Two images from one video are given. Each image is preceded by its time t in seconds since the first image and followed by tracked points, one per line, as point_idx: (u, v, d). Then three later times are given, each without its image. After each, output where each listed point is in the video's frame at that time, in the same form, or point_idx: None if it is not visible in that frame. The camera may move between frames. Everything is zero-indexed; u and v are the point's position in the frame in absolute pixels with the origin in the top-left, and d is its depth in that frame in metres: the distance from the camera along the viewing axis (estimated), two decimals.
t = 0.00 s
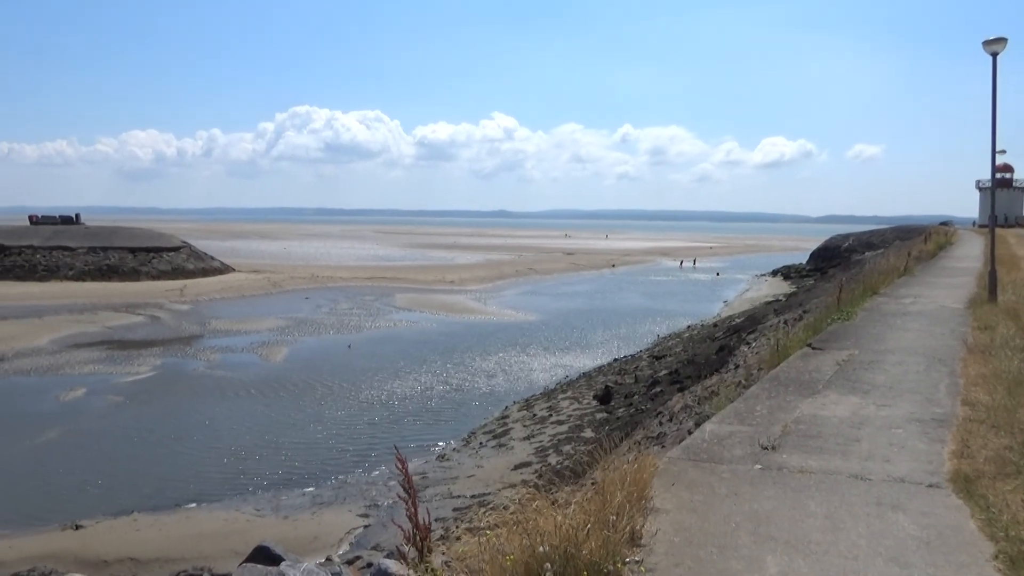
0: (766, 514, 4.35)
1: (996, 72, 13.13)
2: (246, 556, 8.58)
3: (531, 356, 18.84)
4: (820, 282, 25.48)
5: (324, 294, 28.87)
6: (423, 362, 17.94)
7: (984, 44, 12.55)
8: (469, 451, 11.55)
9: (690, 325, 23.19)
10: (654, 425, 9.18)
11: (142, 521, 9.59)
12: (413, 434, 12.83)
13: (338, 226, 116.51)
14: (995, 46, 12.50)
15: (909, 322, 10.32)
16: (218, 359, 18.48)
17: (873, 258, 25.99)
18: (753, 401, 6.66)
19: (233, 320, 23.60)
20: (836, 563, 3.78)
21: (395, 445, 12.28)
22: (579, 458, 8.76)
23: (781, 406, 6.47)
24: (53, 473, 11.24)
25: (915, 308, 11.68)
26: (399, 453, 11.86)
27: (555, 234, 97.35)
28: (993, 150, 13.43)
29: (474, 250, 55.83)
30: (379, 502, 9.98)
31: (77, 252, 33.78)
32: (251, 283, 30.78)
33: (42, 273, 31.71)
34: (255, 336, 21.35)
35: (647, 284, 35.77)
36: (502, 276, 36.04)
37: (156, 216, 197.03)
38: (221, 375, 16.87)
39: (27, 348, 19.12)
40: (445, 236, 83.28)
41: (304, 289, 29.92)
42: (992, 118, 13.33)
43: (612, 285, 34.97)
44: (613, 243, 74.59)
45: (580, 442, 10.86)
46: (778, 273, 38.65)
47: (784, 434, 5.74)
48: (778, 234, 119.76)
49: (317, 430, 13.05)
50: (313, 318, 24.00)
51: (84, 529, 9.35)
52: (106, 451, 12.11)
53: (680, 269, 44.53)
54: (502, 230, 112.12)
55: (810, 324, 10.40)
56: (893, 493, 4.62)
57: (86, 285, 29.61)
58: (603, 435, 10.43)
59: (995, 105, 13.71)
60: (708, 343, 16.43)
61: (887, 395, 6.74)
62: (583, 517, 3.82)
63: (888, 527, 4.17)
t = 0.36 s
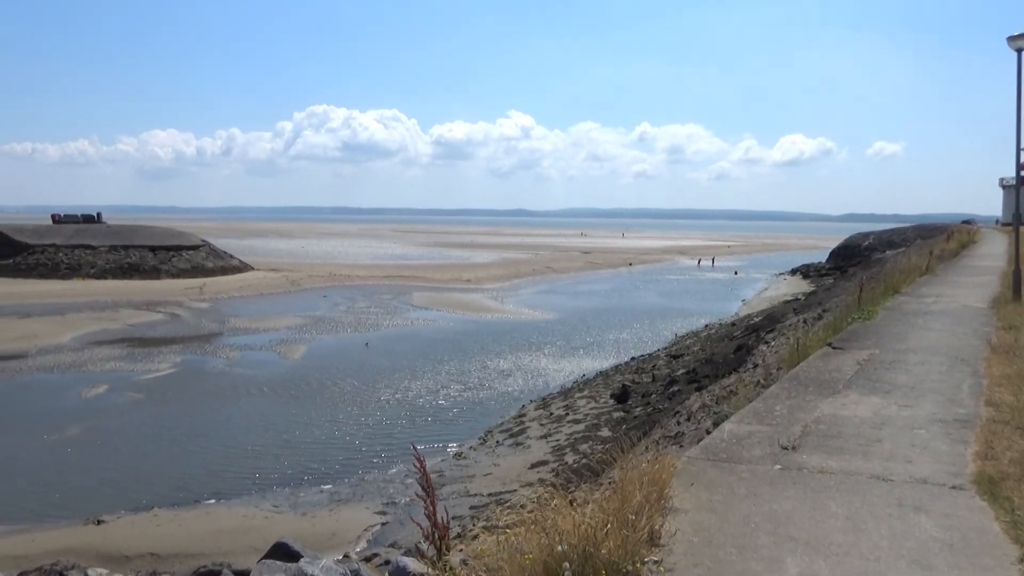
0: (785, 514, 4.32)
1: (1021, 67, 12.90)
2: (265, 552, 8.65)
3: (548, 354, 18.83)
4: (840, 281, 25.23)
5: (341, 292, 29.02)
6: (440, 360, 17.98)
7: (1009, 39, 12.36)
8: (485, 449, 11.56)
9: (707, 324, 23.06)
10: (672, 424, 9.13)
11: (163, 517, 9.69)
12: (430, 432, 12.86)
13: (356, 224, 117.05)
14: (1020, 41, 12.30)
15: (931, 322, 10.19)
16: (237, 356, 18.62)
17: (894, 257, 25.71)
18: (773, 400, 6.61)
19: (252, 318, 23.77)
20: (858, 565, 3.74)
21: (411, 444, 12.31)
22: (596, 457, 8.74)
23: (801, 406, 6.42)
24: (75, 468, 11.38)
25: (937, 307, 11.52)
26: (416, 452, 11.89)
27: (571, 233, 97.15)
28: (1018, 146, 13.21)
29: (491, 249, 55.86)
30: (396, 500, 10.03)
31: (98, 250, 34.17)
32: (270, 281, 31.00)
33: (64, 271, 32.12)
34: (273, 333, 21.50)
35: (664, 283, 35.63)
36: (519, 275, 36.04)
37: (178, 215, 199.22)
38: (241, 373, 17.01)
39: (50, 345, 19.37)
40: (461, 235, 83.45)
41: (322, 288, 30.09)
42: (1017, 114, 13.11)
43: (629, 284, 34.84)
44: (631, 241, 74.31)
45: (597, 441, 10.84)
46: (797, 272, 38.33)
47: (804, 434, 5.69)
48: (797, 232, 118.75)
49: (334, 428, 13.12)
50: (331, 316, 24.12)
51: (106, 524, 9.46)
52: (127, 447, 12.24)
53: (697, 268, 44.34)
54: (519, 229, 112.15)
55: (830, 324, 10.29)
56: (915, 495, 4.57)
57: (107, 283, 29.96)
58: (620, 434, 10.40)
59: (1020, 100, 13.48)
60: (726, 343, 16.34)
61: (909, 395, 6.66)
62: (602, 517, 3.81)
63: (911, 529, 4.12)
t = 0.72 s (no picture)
0: (806, 516, 4.29)
1: None
2: (284, 549, 8.72)
3: (566, 354, 18.80)
4: (861, 280, 24.97)
5: (360, 291, 29.15)
6: (457, 359, 18.02)
7: None
8: (503, 448, 11.58)
9: (726, 324, 22.92)
10: (691, 424, 9.10)
11: (184, 512, 9.80)
12: (448, 431, 12.90)
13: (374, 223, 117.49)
14: None
15: (955, 322, 10.06)
16: (257, 354, 18.79)
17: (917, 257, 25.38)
18: (793, 401, 6.55)
19: (271, 316, 23.96)
20: (881, 568, 3.70)
21: (429, 442, 12.36)
22: (614, 457, 8.73)
23: (822, 407, 6.36)
24: (98, 464, 11.53)
25: (961, 307, 11.37)
26: (434, 451, 11.95)
27: (589, 232, 96.89)
28: None
29: (509, 248, 55.86)
30: (414, 498, 10.07)
31: (120, 249, 34.59)
32: (289, 279, 31.20)
33: (87, 269, 32.56)
34: (292, 332, 21.65)
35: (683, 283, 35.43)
36: (536, 274, 36.01)
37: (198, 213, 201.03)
38: (261, 370, 17.17)
39: (73, 342, 19.64)
40: (479, 234, 83.60)
41: (340, 286, 30.24)
42: None
43: (647, 283, 34.69)
44: (649, 240, 73.93)
45: (615, 441, 10.82)
46: (817, 272, 38.02)
47: (825, 435, 5.64)
48: (818, 231, 117.60)
49: (353, 426, 13.20)
50: (349, 314, 24.24)
51: (129, 519, 9.59)
52: (149, 444, 12.39)
53: (716, 267, 44.06)
54: (537, 228, 111.99)
55: (851, 324, 10.20)
56: (939, 498, 4.52)
57: (129, 282, 30.33)
58: (638, 434, 10.39)
59: None
60: (745, 343, 16.24)
61: (932, 397, 6.58)
62: (621, 516, 3.81)
63: (934, 532, 4.08)
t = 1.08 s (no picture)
0: (827, 517, 4.25)
1: None
2: (303, 545, 8.78)
3: (584, 353, 18.76)
4: (883, 280, 24.68)
5: (379, 289, 29.28)
6: (475, 357, 18.04)
7: None
8: (521, 446, 11.58)
9: (746, 323, 22.75)
10: (710, 424, 9.05)
11: (204, 508, 9.89)
12: (465, 429, 12.91)
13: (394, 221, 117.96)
14: None
15: (980, 322, 9.92)
16: (276, 352, 18.94)
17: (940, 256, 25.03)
18: (814, 401, 6.50)
19: (291, 313, 24.14)
20: (904, 570, 3.66)
21: (447, 441, 12.39)
22: (632, 456, 8.70)
23: (844, 407, 6.30)
24: (120, 460, 11.67)
25: (986, 308, 11.19)
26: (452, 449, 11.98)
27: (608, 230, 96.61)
28: None
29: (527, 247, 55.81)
30: (432, 496, 10.10)
31: (143, 246, 35.00)
32: (308, 277, 31.40)
33: (111, 267, 33.00)
34: (312, 329, 21.79)
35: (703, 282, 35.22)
36: (554, 273, 35.96)
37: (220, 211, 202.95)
38: (280, 367, 17.31)
39: (97, 339, 19.92)
40: (497, 232, 83.65)
41: (359, 284, 30.39)
42: None
43: (666, 282, 34.55)
44: (668, 239, 73.55)
45: (633, 440, 10.78)
46: (838, 271, 37.63)
47: (846, 436, 5.59)
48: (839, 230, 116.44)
49: (371, 424, 13.27)
50: (368, 312, 24.36)
51: (150, 514, 9.71)
52: (170, 439, 12.53)
53: (736, 266, 43.76)
54: (556, 226, 111.85)
55: (874, 324, 10.09)
56: (963, 500, 4.45)
57: (152, 279, 30.70)
58: (657, 434, 10.34)
59: None
60: (765, 342, 16.11)
61: (956, 398, 6.49)
62: (641, 516, 3.79)
63: (959, 535, 4.03)
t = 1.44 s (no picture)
0: (852, 520, 4.20)
1: None
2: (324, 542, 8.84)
3: (604, 353, 18.71)
4: (908, 280, 24.36)
5: (399, 289, 29.40)
6: (495, 357, 18.06)
7: None
8: (540, 446, 11.57)
9: (768, 324, 22.56)
10: (731, 425, 8.98)
11: (226, 505, 9.98)
12: (485, 429, 12.93)
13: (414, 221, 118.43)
14: None
15: (1007, 323, 9.76)
16: (298, 351, 19.09)
17: (967, 256, 24.64)
18: (838, 403, 6.43)
19: (312, 313, 24.31)
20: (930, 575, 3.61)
21: (466, 440, 12.42)
22: (653, 457, 8.67)
23: (868, 409, 6.22)
24: (143, 457, 11.80)
25: (1014, 309, 11.01)
26: (471, 449, 12.01)
27: (627, 230, 96.43)
28: None
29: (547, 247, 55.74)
30: (452, 495, 10.12)
31: (166, 246, 35.42)
32: (329, 277, 31.60)
33: (135, 266, 33.43)
34: (333, 328, 21.94)
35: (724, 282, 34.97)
36: (574, 273, 35.89)
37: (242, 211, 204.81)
38: (302, 366, 17.45)
39: (122, 337, 20.18)
40: (516, 232, 83.70)
41: (379, 284, 30.53)
42: None
43: (687, 282, 34.36)
44: (688, 239, 73.08)
45: (653, 441, 10.74)
46: (862, 271, 37.22)
47: (871, 438, 5.53)
48: (863, 230, 115.09)
49: (391, 422, 13.34)
50: (389, 312, 24.47)
51: (174, 510, 9.82)
52: (193, 437, 12.67)
53: (758, 266, 43.41)
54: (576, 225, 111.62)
55: (898, 325, 9.97)
56: (991, 504, 4.39)
57: (176, 279, 31.06)
58: (678, 434, 10.29)
59: None
60: (787, 343, 15.98)
61: (984, 400, 6.39)
62: (662, 517, 3.77)
63: (986, 539, 3.96)
